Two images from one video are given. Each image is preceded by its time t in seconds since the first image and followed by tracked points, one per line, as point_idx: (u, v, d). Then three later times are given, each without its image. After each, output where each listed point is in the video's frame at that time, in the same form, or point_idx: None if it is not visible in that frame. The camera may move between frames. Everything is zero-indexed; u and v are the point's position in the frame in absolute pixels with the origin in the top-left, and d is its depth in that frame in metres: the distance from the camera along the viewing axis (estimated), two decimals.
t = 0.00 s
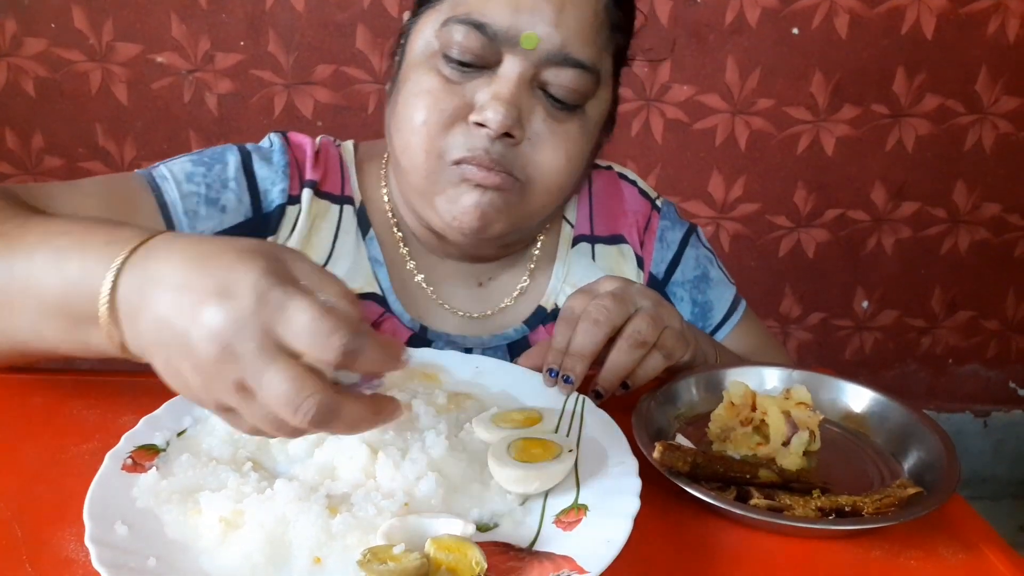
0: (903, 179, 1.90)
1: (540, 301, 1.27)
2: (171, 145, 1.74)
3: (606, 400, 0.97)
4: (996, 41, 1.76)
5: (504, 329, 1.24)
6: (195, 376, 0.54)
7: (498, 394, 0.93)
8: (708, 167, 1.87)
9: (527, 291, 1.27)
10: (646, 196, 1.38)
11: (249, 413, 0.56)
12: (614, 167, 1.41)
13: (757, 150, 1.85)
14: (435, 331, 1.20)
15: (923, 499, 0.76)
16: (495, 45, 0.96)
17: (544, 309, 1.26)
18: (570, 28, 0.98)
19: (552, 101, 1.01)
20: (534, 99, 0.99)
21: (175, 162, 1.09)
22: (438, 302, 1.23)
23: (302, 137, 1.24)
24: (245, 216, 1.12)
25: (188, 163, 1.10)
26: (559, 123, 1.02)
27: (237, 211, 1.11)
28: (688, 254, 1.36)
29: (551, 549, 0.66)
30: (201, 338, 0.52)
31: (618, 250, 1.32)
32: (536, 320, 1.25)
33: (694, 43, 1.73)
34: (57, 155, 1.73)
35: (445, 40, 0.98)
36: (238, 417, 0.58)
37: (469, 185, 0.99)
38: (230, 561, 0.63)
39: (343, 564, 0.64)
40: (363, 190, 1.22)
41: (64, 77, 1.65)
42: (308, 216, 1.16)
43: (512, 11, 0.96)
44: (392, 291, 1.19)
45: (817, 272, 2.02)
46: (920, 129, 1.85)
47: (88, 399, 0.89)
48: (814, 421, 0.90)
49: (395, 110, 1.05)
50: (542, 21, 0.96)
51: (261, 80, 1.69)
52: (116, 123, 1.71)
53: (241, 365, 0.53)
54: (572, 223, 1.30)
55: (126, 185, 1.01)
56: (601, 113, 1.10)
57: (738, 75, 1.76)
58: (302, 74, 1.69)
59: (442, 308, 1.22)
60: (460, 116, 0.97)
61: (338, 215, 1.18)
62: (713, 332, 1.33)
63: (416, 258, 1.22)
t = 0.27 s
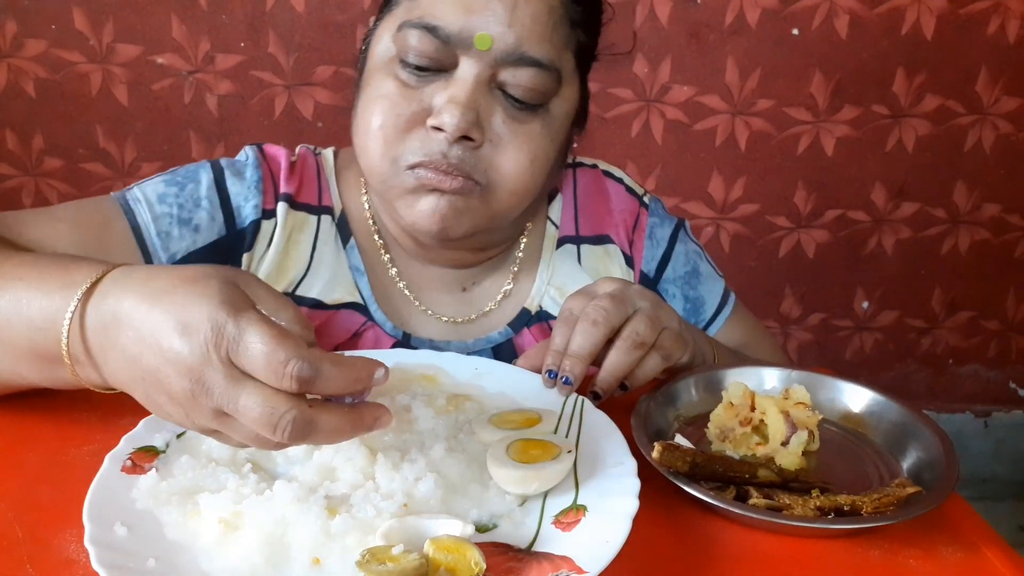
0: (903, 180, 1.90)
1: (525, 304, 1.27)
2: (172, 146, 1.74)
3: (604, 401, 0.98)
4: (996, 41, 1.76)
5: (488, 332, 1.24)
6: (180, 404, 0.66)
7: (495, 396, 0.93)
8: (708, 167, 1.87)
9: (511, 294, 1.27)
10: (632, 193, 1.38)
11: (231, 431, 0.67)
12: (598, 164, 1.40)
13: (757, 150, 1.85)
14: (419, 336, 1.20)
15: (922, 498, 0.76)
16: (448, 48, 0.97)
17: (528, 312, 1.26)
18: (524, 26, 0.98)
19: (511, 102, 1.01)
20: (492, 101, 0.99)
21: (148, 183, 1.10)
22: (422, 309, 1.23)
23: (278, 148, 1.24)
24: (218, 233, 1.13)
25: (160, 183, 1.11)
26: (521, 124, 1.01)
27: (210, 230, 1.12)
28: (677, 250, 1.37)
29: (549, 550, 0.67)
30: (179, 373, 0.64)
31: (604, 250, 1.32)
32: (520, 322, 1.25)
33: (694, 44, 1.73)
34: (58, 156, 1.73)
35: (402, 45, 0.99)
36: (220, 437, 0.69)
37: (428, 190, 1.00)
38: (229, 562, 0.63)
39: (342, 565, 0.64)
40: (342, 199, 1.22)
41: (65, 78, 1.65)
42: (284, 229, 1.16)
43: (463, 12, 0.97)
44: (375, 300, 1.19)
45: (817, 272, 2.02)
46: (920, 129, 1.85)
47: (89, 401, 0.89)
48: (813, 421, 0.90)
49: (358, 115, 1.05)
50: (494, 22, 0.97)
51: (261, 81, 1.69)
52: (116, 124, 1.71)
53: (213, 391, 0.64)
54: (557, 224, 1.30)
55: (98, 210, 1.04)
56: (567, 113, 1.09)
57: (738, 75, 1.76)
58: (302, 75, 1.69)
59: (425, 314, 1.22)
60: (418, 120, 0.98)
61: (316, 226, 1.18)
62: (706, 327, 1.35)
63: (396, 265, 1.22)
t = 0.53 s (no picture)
0: (903, 179, 1.90)
1: (523, 303, 1.27)
2: (172, 146, 1.74)
3: (603, 401, 0.98)
4: (996, 41, 1.76)
5: (486, 333, 1.24)
6: (202, 399, 0.67)
7: (495, 396, 0.93)
8: (708, 167, 1.87)
9: (509, 294, 1.27)
10: (631, 192, 1.39)
11: (254, 421, 0.69)
12: (596, 163, 1.41)
13: (757, 150, 1.85)
14: (416, 337, 1.20)
15: (921, 497, 0.76)
16: (434, 49, 0.97)
17: (526, 312, 1.26)
18: (509, 25, 0.98)
19: (500, 102, 1.01)
20: (480, 101, 0.99)
21: (144, 185, 1.10)
22: (420, 309, 1.23)
23: (275, 148, 1.24)
24: (215, 235, 1.14)
25: (157, 185, 1.11)
26: (510, 123, 1.01)
27: (206, 232, 1.13)
28: (676, 249, 1.37)
29: (549, 549, 0.67)
30: (200, 369, 0.65)
31: (601, 251, 1.32)
32: (518, 322, 1.25)
33: (694, 44, 1.73)
34: (58, 157, 1.73)
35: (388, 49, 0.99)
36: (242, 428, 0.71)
37: (420, 193, 1.01)
38: (229, 561, 0.63)
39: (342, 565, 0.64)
40: (339, 200, 1.23)
41: (65, 78, 1.65)
42: (281, 230, 1.16)
43: (445, 13, 0.97)
44: (372, 300, 1.19)
45: (817, 272, 2.02)
46: (920, 129, 1.85)
47: (89, 401, 0.89)
48: (812, 420, 0.90)
49: (348, 119, 1.06)
50: (478, 22, 0.96)
51: (261, 81, 1.69)
52: (116, 125, 1.71)
53: (237, 384, 0.65)
54: (554, 224, 1.30)
55: (94, 213, 1.04)
56: (558, 110, 1.09)
57: (738, 75, 1.76)
58: (302, 75, 1.69)
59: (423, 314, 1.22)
60: (407, 124, 0.99)
61: (313, 227, 1.19)
62: (706, 325, 1.35)
63: (394, 267, 1.22)
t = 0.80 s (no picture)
0: (901, 179, 1.91)
1: (523, 302, 1.27)
2: (173, 147, 1.75)
3: (603, 399, 0.99)
4: (993, 41, 1.77)
5: (487, 331, 1.25)
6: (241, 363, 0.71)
7: (496, 395, 0.94)
8: (707, 167, 1.88)
9: (509, 292, 1.28)
10: (630, 190, 1.40)
11: (291, 383, 0.74)
12: (594, 162, 1.41)
13: (755, 149, 1.86)
14: (418, 336, 1.21)
15: (919, 495, 0.77)
16: (424, 57, 0.97)
17: (527, 311, 1.27)
18: (499, 30, 0.98)
19: (493, 107, 1.01)
20: (472, 108, 1.00)
21: (144, 183, 1.12)
22: (422, 312, 1.23)
23: (275, 147, 1.25)
24: (214, 234, 1.16)
25: (157, 184, 1.13)
26: (503, 129, 1.02)
27: (206, 230, 1.15)
28: (676, 246, 1.38)
29: (549, 547, 0.67)
30: (241, 333, 0.69)
31: (601, 249, 1.32)
32: (519, 321, 1.26)
33: (693, 44, 1.74)
34: (60, 157, 1.74)
35: (380, 58, 1.00)
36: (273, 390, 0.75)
37: (414, 201, 1.01)
38: (231, 559, 0.64)
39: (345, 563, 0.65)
40: (339, 197, 1.23)
41: (66, 79, 1.66)
42: (281, 228, 1.17)
43: (435, 20, 0.97)
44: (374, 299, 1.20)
45: (816, 271, 2.03)
46: (918, 128, 1.85)
47: (91, 401, 0.89)
48: (810, 418, 0.91)
49: (343, 128, 1.06)
50: (468, 28, 0.96)
51: (262, 82, 1.70)
52: (117, 125, 1.72)
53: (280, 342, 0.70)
54: (554, 223, 1.31)
55: (95, 210, 1.05)
56: (552, 114, 1.09)
57: (736, 75, 1.77)
58: (303, 76, 1.70)
59: (425, 314, 1.23)
60: (400, 133, 0.99)
61: (314, 226, 1.19)
62: (705, 322, 1.36)
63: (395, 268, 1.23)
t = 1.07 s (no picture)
0: (901, 181, 1.92)
1: (523, 306, 1.27)
2: (174, 147, 1.75)
3: (603, 401, 0.97)
4: (993, 43, 1.77)
5: (486, 337, 1.25)
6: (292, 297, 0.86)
7: (495, 398, 0.94)
8: (707, 168, 1.88)
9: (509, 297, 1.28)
10: (629, 193, 1.39)
11: (333, 313, 0.90)
12: (593, 164, 1.41)
13: (755, 151, 1.86)
14: (417, 341, 1.23)
15: (919, 498, 0.77)
16: (400, 77, 0.96)
17: (526, 315, 1.27)
18: (474, 48, 0.96)
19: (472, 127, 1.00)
20: (450, 128, 0.98)
21: (145, 183, 1.14)
22: (420, 316, 1.24)
23: (275, 149, 1.26)
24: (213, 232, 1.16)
25: (157, 184, 1.15)
26: (483, 148, 1.00)
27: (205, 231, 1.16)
28: (675, 249, 1.38)
29: (549, 549, 0.68)
30: (291, 270, 0.83)
31: (601, 252, 1.33)
32: (518, 326, 1.26)
33: (693, 45, 1.74)
34: (60, 157, 1.74)
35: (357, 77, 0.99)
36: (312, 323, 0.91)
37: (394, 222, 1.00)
38: (231, 560, 0.64)
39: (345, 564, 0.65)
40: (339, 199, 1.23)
41: (67, 79, 1.66)
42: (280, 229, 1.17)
43: (410, 39, 0.96)
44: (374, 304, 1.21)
45: (815, 273, 2.03)
46: (917, 130, 1.86)
47: (90, 402, 0.90)
48: (809, 421, 0.92)
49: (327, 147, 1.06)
50: (442, 47, 0.95)
51: (263, 83, 1.70)
52: (118, 126, 1.72)
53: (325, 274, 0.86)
54: (553, 227, 1.31)
55: (95, 208, 1.07)
56: (535, 131, 1.07)
57: (736, 77, 1.77)
58: (304, 76, 1.70)
59: (426, 321, 1.24)
60: (378, 153, 0.99)
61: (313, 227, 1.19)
62: (705, 324, 1.36)
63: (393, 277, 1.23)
